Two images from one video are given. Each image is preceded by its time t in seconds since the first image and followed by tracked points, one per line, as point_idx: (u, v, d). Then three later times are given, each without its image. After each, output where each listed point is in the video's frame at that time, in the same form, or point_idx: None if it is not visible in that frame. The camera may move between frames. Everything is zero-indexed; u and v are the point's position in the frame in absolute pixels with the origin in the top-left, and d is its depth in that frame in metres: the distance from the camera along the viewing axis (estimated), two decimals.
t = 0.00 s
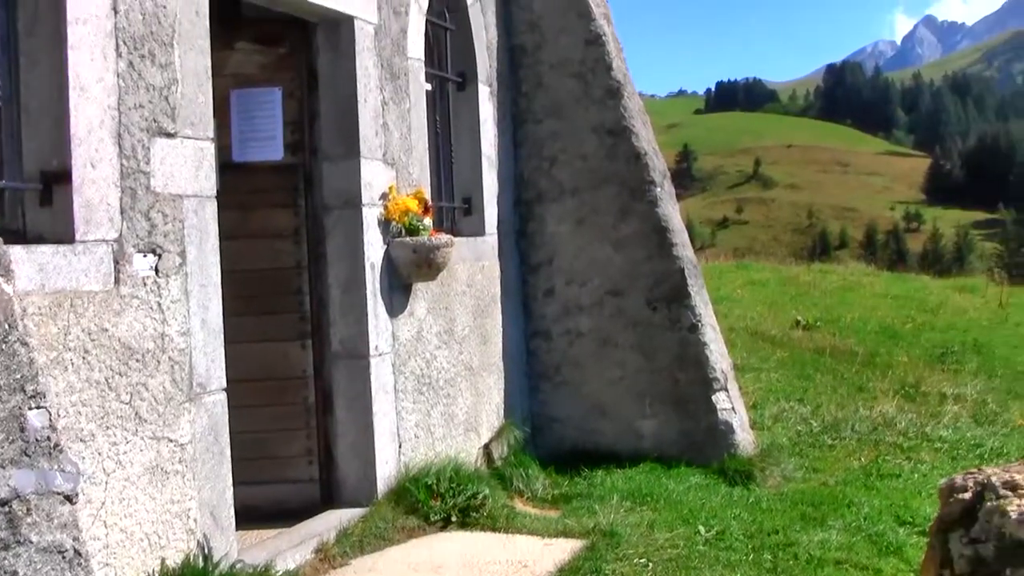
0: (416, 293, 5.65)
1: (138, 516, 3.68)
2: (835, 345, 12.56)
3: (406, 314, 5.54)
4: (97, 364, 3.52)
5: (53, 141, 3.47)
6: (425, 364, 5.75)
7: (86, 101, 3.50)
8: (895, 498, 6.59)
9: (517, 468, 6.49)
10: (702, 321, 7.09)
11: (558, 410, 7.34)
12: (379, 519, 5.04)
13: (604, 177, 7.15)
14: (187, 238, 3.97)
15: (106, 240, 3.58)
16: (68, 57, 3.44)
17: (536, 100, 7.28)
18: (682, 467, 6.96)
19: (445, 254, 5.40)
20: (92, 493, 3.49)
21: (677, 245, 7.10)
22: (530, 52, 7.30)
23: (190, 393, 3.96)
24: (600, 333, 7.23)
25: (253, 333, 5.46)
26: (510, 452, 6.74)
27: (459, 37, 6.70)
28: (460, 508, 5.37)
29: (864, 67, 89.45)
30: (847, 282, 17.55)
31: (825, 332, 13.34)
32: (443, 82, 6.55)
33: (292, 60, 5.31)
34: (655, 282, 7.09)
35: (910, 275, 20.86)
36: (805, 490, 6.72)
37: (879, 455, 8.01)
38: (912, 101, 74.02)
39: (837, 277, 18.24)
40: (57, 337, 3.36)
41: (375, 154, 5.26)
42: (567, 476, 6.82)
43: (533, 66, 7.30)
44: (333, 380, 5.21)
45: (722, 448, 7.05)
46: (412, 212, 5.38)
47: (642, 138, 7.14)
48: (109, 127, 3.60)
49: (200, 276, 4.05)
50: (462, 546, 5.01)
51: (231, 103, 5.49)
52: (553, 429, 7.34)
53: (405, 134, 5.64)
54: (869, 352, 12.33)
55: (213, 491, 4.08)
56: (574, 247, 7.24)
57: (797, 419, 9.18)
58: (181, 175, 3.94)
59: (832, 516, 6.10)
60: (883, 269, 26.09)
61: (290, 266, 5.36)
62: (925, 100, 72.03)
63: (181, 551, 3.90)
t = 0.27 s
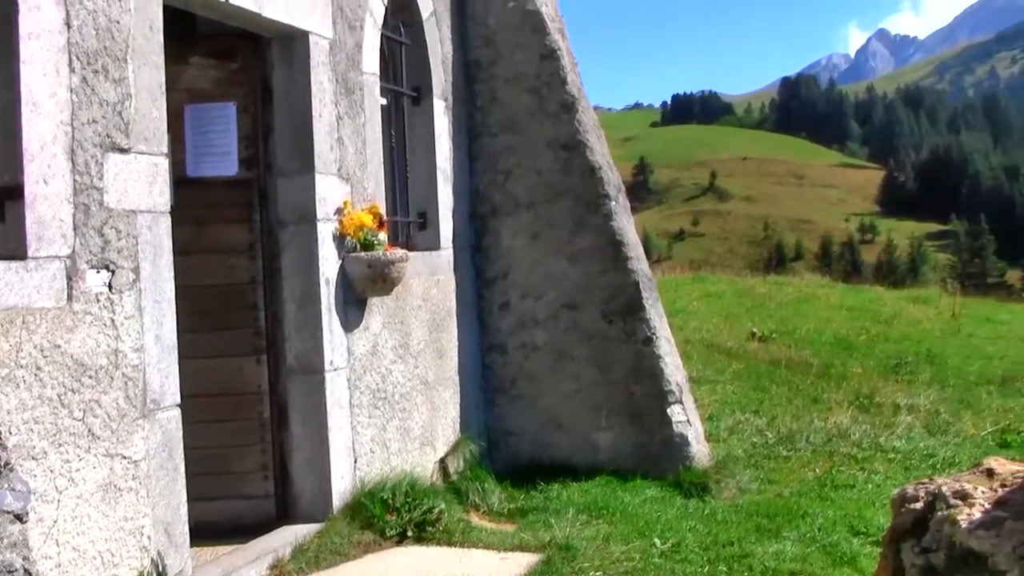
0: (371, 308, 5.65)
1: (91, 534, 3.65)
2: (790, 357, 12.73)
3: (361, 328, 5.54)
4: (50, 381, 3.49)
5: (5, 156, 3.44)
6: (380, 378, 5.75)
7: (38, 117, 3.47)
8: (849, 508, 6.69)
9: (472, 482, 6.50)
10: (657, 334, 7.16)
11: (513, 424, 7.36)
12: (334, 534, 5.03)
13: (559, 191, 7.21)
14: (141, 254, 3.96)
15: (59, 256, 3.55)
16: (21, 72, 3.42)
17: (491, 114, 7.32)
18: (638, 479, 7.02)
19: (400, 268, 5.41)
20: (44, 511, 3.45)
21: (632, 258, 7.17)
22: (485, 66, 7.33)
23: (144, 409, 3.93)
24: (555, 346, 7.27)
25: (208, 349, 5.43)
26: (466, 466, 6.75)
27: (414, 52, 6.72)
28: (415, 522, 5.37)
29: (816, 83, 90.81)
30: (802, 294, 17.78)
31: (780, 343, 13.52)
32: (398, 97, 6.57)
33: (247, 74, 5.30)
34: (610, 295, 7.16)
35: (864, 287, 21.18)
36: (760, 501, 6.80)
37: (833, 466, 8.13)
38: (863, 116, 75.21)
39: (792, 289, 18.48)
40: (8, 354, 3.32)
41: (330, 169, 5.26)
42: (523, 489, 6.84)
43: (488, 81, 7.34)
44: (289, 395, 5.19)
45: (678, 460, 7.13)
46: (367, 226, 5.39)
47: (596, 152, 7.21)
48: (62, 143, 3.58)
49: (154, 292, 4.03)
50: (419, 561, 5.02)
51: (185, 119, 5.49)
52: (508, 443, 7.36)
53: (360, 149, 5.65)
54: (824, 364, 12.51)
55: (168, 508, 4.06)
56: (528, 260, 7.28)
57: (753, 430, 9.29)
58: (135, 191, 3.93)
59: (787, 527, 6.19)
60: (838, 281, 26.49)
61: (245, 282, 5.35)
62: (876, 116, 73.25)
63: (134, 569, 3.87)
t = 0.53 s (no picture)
0: (322, 319, 5.65)
1: (37, 547, 3.61)
2: (741, 369, 12.90)
3: (312, 340, 5.53)
4: None
5: None
6: (331, 390, 5.75)
7: None
8: (797, 518, 6.79)
9: (423, 493, 6.51)
10: (608, 346, 7.23)
11: (465, 436, 7.38)
12: (283, 546, 5.01)
13: (511, 203, 7.25)
14: (89, 265, 3.93)
15: (6, 267, 3.52)
16: None
17: (444, 126, 7.34)
18: (589, 490, 7.08)
19: (351, 280, 5.42)
20: None
21: (583, 270, 7.23)
22: (438, 78, 7.36)
23: (92, 421, 3.90)
24: (507, 358, 7.30)
25: (157, 360, 5.39)
26: (417, 478, 6.75)
27: (367, 63, 6.72)
28: (366, 535, 5.37)
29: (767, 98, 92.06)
30: (754, 305, 18.00)
31: (731, 355, 13.69)
32: (350, 108, 6.57)
33: (198, 85, 5.27)
34: (561, 308, 7.21)
35: (816, 299, 21.49)
36: (709, 512, 6.90)
37: (782, 476, 8.25)
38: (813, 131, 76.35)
39: (744, 301, 18.70)
40: None
41: (282, 180, 5.26)
42: (473, 501, 6.86)
43: (440, 93, 7.36)
44: (239, 407, 5.17)
45: (628, 471, 7.21)
46: (319, 238, 5.39)
47: (548, 164, 7.26)
48: (11, 152, 3.55)
49: (102, 303, 4.00)
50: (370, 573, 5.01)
51: (135, 131, 5.45)
52: (460, 454, 7.38)
53: (312, 160, 5.65)
54: (774, 375, 12.69)
55: (115, 521, 4.03)
56: (480, 273, 7.31)
57: (703, 441, 9.39)
58: (84, 201, 3.91)
59: (736, 538, 6.26)
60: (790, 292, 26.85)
61: (195, 293, 5.31)
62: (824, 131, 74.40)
63: None
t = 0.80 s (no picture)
0: (270, 332, 5.62)
1: None
2: (691, 380, 13.02)
3: (260, 353, 5.49)
4: None
5: None
6: (279, 404, 5.71)
7: None
8: (745, 528, 6.87)
9: (373, 507, 6.49)
10: (557, 357, 7.27)
11: (415, 449, 7.37)
12: (231, 561, 4.97)
13: (460, 215, 7.27)
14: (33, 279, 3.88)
15: None
16: None
17: (393, 139, 7.34)
18: (539, 502, 7.12)
19: (299, 293, 5.41)
20: None
21: (532, 283, 7.27)
22: (387, 91, 7.35)
23: (35, 437, 3.85)
24: (456, 371, 7.31)
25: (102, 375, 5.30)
26: (366, 491, 6.73)
27: (316, 76, 6.69)
28: (314, 549, 5.33)
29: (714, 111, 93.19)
30: (703, 317, 18.17)
31: (682, 366, 13.82)
32: (299, 121, 6.54)
33: (146, 97, 5.22)
34: (510, 320, 7.24)
35: (765, 309, 21.76)
36: (658, 522, 6.97)
37: (731, 486, 8.34)
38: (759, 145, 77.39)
39: (693, 312, 18.88)
40: None
41: (229, 194, 5.23)
42: (423, 513, 6.86)
43: (389, 105, 7.36)
44: (186, 421, 5.13)
45: (577, 482, 7.27)
46: (267, 251, 5.37)
47: (497, 177, 7.28)
48: None
49: (46, 316, 3.95)
50: None
51: (79, 143, 5.36)
52: (409, 467, 7.37)
53: (260, 173, 5.62)
54: (723, 386, 12.82)
55: (58, 538, 3.97)
56: (429, 285, 7.32)
57: (653, 452, 9.47)
58: (27, 214, 3.86)
59: (685, 548, 6.32)
60: (741, 303, 27.14)
61: (142, 306, 5.24)
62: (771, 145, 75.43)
63: None
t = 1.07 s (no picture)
0: (218, 344, 5.57)
1: None
2: (641, 391, 13.10)
3: (207, 366, 5.44)
4: None
5: None
6: (227, 416, 5.66)
7: None
8: (694, 538, 6.93)
9: (321, 520, 6.45)
10: (506, 369, 7.29)
11: (363, 460, 7.36)
12: None
13: (409, 226, 7.26)
14: None
15: None
16: None
17: (342, 149, 7.30)
18: (488, 514, 7.13)
19: (247, 305, 5.35)
20: None
21: (481, 294, 7.28)
22: (336, 101, 7.32)
23: None
24: (405, 382, 7.30)
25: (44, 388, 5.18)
26: (315, 504, 6.69)
27: (265, 86, 6.65)
28: (262, 562, 5.34)
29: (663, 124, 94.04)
30: (654, 328, 18.30)
31: (632, 377, 13.90)
32: (248, 131, 6.49)
33: (91, 106, 5.14)
34: (459, 331, 7.24)
35: (715, 320, 21.97)
36: (607, 533, 7.01)
37: (680, 496, 8.41)
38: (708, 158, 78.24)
39: (644, 323, 19.00)
40: None
41: (176, 204, 5.18)
42: (372, 526, 6.83)
43: (339, 116, 7.33)
44: (131, 435, 5.07)
45: (527, 494, 7.29)
46: (214, 262, 5.33)
47: (447, 189, 7.28)
48: None
49: None
50: None
51: (22, 151, 5.24)
52: (358, 479, 7.35)
53: (208, 184, 5.58)
54: (673, 397, 12.92)
55: None
56: (378, 297, 7.30)
57: (603, 463, 9.52)
58: None
59: (634, 559, 6.35)
60: (692, 314, 27.33)
61: (86, 318, 5.15)
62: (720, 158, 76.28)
63: None
